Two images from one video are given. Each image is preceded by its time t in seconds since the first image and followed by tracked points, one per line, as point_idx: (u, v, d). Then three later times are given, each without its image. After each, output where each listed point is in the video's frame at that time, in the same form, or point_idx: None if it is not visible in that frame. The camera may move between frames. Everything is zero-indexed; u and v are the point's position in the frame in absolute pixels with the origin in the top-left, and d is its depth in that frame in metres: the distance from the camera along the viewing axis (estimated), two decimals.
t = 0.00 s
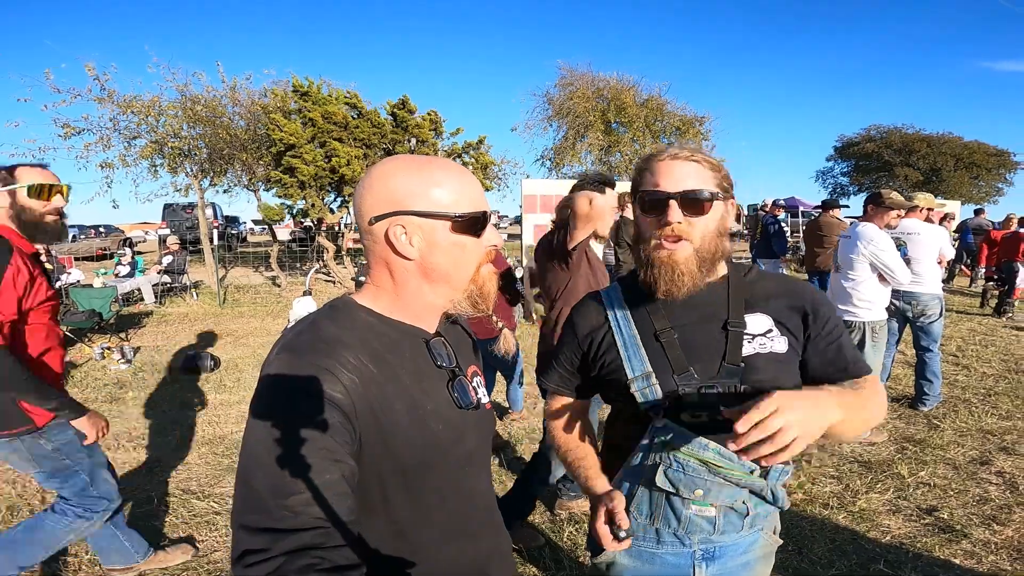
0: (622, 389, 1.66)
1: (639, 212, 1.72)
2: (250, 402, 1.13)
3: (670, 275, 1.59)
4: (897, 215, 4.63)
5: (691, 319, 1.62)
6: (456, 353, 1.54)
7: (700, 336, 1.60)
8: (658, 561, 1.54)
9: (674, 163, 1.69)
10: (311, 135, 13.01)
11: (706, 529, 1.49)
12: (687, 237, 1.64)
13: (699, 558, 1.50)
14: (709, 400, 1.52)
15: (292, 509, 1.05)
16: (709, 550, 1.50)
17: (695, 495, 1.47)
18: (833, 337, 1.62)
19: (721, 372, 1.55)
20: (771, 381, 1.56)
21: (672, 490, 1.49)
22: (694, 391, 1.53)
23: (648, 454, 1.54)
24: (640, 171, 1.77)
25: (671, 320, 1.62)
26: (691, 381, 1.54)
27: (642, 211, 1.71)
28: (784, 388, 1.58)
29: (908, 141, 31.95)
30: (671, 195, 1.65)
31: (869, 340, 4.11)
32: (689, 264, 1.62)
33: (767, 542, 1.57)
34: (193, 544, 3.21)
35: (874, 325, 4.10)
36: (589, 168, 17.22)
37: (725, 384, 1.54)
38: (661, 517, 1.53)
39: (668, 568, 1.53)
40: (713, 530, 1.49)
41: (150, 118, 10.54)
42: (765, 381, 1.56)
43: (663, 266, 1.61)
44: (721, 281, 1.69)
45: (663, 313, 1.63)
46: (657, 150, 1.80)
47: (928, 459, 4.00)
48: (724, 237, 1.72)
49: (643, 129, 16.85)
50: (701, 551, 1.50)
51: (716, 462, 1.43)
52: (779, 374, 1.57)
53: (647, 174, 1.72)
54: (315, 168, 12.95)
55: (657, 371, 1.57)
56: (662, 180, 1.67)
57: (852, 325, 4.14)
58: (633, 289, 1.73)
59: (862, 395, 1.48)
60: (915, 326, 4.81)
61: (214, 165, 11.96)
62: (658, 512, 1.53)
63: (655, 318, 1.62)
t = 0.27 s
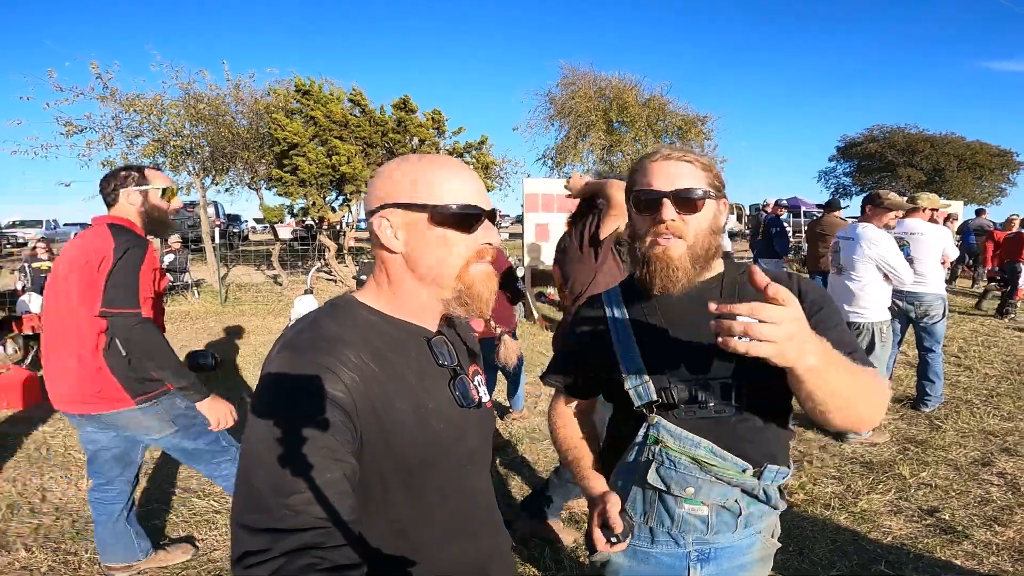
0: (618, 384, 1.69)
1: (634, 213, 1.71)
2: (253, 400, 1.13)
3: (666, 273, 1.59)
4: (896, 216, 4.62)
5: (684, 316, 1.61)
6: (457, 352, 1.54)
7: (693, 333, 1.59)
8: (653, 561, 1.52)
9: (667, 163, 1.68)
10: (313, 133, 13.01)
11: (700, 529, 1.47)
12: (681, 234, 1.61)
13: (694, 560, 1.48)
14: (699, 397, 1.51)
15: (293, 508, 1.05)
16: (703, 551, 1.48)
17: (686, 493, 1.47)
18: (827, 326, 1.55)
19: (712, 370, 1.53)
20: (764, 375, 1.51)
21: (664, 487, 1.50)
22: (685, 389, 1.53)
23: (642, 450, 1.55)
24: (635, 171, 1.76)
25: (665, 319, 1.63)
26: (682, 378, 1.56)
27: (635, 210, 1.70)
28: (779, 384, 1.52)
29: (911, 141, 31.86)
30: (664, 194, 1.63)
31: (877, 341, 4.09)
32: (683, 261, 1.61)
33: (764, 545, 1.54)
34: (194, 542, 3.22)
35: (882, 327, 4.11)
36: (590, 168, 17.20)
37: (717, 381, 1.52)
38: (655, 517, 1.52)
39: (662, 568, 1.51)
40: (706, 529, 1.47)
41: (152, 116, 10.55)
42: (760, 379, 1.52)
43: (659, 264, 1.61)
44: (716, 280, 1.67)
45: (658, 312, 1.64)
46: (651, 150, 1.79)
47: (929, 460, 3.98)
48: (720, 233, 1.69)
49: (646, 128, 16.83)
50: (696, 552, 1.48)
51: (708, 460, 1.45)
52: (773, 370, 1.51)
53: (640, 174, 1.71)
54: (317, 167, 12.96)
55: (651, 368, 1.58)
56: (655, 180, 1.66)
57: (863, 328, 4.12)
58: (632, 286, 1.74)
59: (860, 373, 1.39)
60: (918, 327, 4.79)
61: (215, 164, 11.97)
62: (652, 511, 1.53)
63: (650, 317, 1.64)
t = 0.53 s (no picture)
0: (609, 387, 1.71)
1: (625, 215, 1.70)
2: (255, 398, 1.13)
3: (656, 273, 1.59)
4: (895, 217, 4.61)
5: (674, 317, 1.62)
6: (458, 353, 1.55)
7: (684, 334, 1.59)
8: (648, 563, 1.52)
9: (658, 166, 1.68)
10: (314, 134, 13.02)
11: (694, 530, 1.47)
12: (672, 236, 1.61)
13: (689, 561, 1.47)
14: (691, 397, 1.52)
15: (294, 509, 1.04)
16: (699, 552, 1.47)
17: (680, 494, 1.48)
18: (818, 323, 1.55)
19: (704, 370, 1.53)
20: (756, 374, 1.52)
21: (657, 489, 1.51)
22: (677, 390, 1.54)
23: (635, 453, 1.57)
24: (627, 174, 1.75)
25: (656, 320, 1.63)
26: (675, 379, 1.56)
27: (629, 213, 1.68)
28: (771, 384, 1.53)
29: (913, 141, 31.80)
30: (656, 197, 1.62)
31: (879, 342, 4.06)
32: (675, 261, 1.61)
33: (760, 548, 1.54)
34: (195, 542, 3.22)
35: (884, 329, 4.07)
36: (591, 168, 17.21)
37: (708, 382, 1.52)
38: (648, 518, 1.52)
39: (657, 570, 1.51)
40: (700, 530, 1.47)
41: (153, 117, 10.58)
42: (751, 379, 1.52)
43: (649, 265, 1.61)
44: (707, 281, 1.67)
45: (649, 313, 1.64)
46: (642, 154, 1.79)
47: (930, 461, 3.98)
48: (709, 235, 1.69)
49: (646, 128, 16.83)
50: (690, 553, 1.48)
51: (700, 461, 1.47)
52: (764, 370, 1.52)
53: (631, 177, 1.71)
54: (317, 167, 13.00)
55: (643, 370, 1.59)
56: (646, 183, 1.65)
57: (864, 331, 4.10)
58: (623, 287, 1.74)
59: (849, 371, 1.39)
60: (921, 327, 4.77)
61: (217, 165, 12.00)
62: (646, 512, 1.53)
63: (642, 319, 1.64)
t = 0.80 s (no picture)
0: (597, 390, 1.67)
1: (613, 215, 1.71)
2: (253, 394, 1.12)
3: (643, 273, 1.59)
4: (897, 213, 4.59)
5: (661, 318, 1.61)
6: (455, 352, 1.54)
7: (671, 334, 1.58)
8: (639, 561, 1.53)
9: (645, 165, 1.68)
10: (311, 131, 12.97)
11: (684, 529, 1.49)
12: (659, 237, 1.63)
13: (680, 559, 1.49)
14: (679, 397, 1.50)
15: (295, 509, 1.03)
16: (689, 551, 1.49)
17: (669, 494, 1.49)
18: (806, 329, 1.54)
19: (691, 371, 1.52)
20: (744, 376, 1.51)
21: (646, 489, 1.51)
22: (665, 390, 1.52)
23: (624, 453, 1.55)
24: (613, 173, 1.76)
25: (643, 320, 1.62)
26: (663, 379, 1.53)
27: (615, 214, 1.70)
28: (759, 386, 1.52)
29: (910, 137, 31.85)
30: (642, 197, 1.64)
31: (878, 340, 4.05)
32: (661, 263, 1.61)
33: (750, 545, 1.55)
34: (193, 541, 3.22)
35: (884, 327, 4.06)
36: (589, 165, 17.20)
37: (696, 382, 1.51)
38: (638, 517, 1.52)
39: (648, 569, 1.52)
40: (690, 530, 1.48)
41: (149, 115, 10.52)
42: (741, 380, 1.51)
43: (635, 265, 1.61)
44: (693, 279, 1.68)
45: (636, 312, 1.63)
46: (627, 154, 1.80)
47: (927, 458, 3.99)
48: (696, 235, 1.72)
49: (644, 125, 16.82)
50: (681, 551, 1.49)
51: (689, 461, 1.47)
52: (753, 371, 1.52)
53: (619, 175, 1.71)
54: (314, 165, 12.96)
55: (630, 370, 1.57)
56: (633, 182, 1.65)
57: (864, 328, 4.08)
58: (612, 288, 1.74)
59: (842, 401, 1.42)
60: (919, 324, 4.76)
61: (213, 162, 11.95)
62: (635, 512, 1.53)
63: (628, 318, 1.63)
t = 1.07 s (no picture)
0: (586, 390, 1.69)
1: (604, 213, 1.71)
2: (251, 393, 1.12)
3: (632, 276, 1.57)
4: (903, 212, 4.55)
5: (651, 321, 1.60)
6: (453, 352, 1.54)
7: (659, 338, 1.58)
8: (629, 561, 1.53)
9: (638, 163, 1.68)
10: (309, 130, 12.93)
11: (670, 530, 1.49)
12: (650, 238, 1.63)
13: (669, 559, 1.49)
14: (663, 402, 1.51)
15: (293, 509, 1.03)
16: (678, 551, 1.49)
17: (655, 495, 1.49)
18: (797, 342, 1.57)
19: (676, 375, 1.54)
20: (727, 383, 1.54)
21: (631, 490, 1.52)
22: (649, 394, 1.53)
23: (610, 454, 1.57)
24: (607, 170, 1.75)
25: (631, 322, 1.62)
26: (646, 384, 1.54)
27: (607, 211, 1.70)
28: (742, 393, 1.55)
29: (907, 136, 31.88)
30: (635, 195, 1.63)
31: (882, 340, 4.00)
32: (650, 266, 1.59)
33: (739, 545, 1.55)
34: (191, 541, 3.21)
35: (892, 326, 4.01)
36: (587, 163, 17.19)
37: (680, 387, 1.52)
38: (626, 518, 1.53)
39: (637, 568, 1.52)
40: (677, 530, 1.49)
41: (146, 114, 10.48)
42: (725, 387, 1.53)
43: (625, 266, 1.59)
44: (685, 281, 1.66)
45: (624, 314, 1.63)
46: (622, 150, 1.79)
47: (923, 456, 4.01)
48: (689, 235, 1.70)
49: (641, 124, 16.82)
50: (670, 551, 1.49)
51: (673, 463, 1.47)
52: (738, 378, 1.53)
53: (613, 173, 1.70)
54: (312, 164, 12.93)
55: (615, 372, 1.59)
56: (625, 180, 1.66)
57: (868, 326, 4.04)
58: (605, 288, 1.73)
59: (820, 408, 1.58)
60: (916, 322, 4.76)
61: (210, 162, 11.91)
62: (623, 512, 1.54)
63: (616, 320, 1.63)
